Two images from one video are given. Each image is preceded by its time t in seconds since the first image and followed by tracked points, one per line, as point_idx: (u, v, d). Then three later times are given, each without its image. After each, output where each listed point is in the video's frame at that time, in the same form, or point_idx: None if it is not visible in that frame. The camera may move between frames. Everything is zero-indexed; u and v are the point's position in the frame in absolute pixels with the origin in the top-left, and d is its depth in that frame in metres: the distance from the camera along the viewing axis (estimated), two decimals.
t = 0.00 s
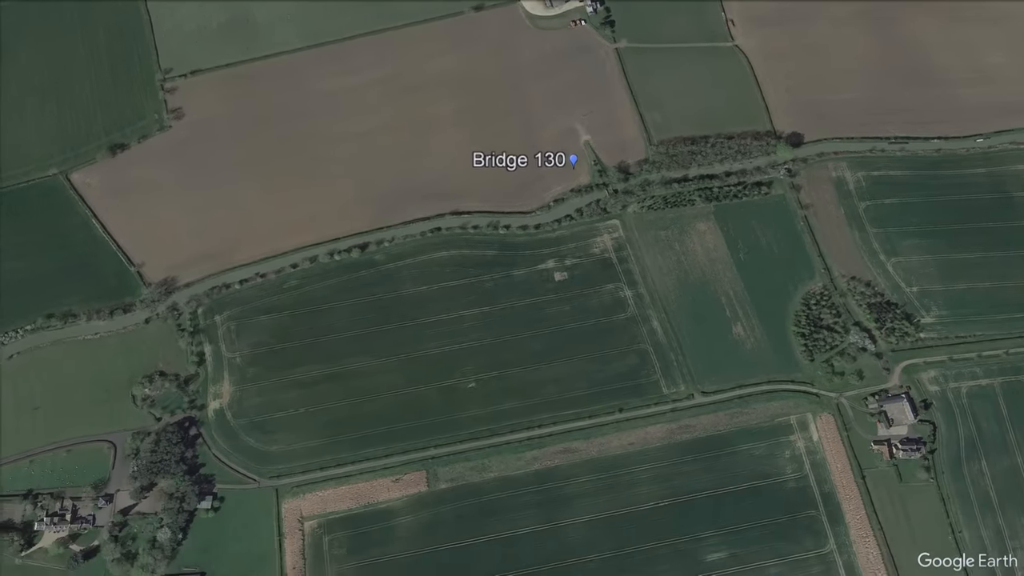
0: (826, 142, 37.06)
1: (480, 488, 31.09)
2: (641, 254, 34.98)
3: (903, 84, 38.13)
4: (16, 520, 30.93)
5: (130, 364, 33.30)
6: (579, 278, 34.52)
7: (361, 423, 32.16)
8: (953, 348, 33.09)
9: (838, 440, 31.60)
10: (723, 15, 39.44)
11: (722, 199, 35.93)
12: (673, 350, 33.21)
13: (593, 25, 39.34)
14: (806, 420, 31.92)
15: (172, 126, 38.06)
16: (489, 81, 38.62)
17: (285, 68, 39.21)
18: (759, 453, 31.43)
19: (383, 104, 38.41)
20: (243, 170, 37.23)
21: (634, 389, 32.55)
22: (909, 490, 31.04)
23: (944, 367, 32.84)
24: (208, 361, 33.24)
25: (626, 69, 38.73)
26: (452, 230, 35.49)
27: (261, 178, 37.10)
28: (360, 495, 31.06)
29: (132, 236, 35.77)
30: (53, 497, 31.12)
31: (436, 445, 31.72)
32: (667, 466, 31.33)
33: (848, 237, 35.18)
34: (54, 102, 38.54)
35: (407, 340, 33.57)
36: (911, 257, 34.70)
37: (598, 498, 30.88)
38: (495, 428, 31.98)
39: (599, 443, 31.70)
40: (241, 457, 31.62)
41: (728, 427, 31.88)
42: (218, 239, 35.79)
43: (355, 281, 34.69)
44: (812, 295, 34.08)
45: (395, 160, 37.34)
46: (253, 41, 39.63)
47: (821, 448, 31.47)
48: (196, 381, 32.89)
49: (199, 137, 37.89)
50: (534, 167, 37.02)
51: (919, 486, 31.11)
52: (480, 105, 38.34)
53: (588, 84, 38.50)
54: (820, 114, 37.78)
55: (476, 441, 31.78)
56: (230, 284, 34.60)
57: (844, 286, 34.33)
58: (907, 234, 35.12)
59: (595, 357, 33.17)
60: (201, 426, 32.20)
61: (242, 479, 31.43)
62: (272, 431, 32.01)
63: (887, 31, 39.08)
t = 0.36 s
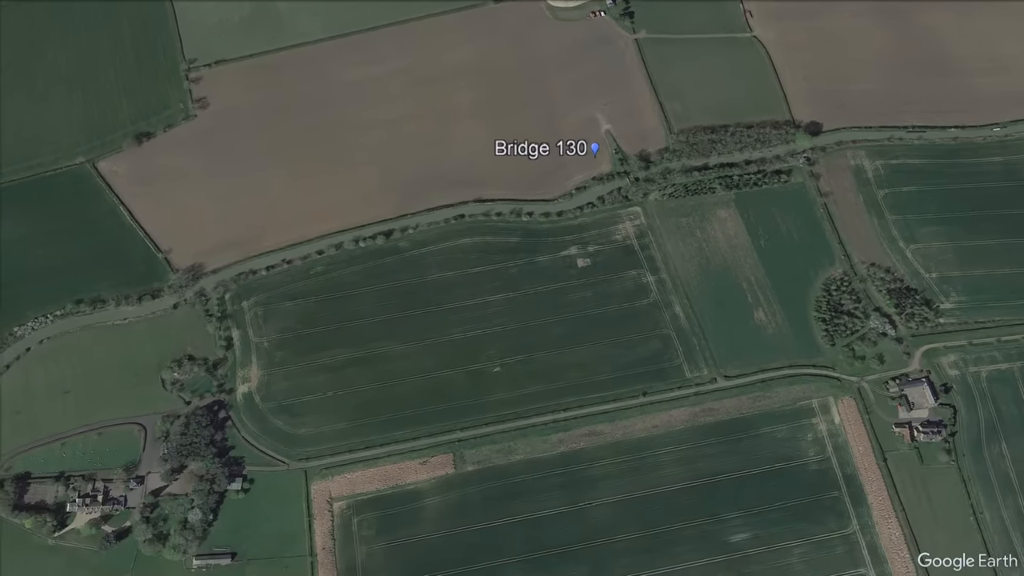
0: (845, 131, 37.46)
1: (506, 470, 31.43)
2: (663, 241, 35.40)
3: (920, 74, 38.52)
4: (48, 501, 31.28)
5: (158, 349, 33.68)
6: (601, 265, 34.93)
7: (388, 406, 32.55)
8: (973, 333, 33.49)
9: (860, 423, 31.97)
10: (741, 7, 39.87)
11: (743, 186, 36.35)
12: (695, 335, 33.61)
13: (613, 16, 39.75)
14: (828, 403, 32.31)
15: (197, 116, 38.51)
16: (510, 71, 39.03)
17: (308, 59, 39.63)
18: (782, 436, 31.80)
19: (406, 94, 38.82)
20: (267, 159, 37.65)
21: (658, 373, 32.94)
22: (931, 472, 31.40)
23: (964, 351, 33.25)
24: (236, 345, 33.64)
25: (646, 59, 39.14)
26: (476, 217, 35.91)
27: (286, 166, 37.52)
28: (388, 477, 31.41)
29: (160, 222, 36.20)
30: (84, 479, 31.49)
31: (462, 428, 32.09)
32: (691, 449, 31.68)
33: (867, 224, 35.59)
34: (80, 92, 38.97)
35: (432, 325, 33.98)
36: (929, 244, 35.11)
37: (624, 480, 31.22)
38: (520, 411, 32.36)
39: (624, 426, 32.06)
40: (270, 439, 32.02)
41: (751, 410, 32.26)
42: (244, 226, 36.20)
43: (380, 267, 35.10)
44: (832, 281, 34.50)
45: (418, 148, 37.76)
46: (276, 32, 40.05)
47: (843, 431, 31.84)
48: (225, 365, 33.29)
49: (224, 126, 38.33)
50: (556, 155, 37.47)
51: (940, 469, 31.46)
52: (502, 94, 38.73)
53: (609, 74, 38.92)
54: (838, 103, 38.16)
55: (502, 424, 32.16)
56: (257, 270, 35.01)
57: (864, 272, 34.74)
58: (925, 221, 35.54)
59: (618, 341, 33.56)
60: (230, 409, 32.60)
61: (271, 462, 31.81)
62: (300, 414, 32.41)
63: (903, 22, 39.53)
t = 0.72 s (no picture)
0: (865, 119, 37.79)
1: (534, 452, 31.73)
2: (686, 227, 35.74)
3: (939, 63, 38.87)
4: (81, 483, 31.62)
5: (187, 333, 33.99)
6: (626, 250, 35.26)
7: (416, 389, 32.87)
8: (995, 318, 33.80)
9: (884, 405, 32.30)
10: None
11: (765, 173, 36.73)
12: (720, 319, 33.94)
13: (634, 6, 40.12)
14: (852, 386, 32.64)
15: (223, 104, 38.84)
16: (533, 59, 39.38)
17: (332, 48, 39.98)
18: (807, 418, 32.14)
19: (429, 83, 39.16)
20: (293, 146, 37.99)
21: (683, 357, 33.26)
22: (954, 454, 31.72)
23: (986, 335, 33.57)
24: (264, 330, 33.97)
25: (667, 48, 39.47)
26: (501, 204, 36.28)
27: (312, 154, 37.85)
28: (417, 459, 31.71)
29: (188, 209, 36.54)
30: (116, 460, 31.80)
31: (490, 410, 32.40)
32: (717, 430, 32.01)
33: (888, 210, 35.93)
34: (106, 79, 39.33)
35: (459, 309, 34.31)
36: (950, 230, 35.46)
37: (650, 462, 31.55)
38: (547, 394, 32.68)
39: (650, 408, 32.38)
40: (300, 422, 32.34)
41: (776, 393, 32.55)
42: (271, 212, 36.52)
43: (407, 253, 35.46)
44: (854, 266, 34.85)
45: (443, 136, 38.07)
46: (300, 21, 40.40)
47: (867, 413, 32.17)
48: (254, 349, 33.63)
49: (249, 113, 38.66)
50: (579, 143, 37.84)
51: (963, 450, 31.78)
52: (525, 83, 39.04)
53: (631, 62, 39.26)
54: (858, 92, 38.47)
55: (529, 407, 32.48)
56: (284, 256, 35.35)
57: (886, 258, 35.09)
58: (946, 207, 35.88)
59: (644, 325, 33.92)
60: (260, 392, 32.93)
61: (301, 444, 32.11)
62: (330, 397, 32.73)
63: (922, 12, 39.96)
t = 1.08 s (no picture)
0: (887, 106, 37.99)
1: (563, 434, 31.94)
2: (711, 212, 35.99)
3: (960, 51, 39.10)
4: (113, 464, 31.82)
5: (217, 316, 34.25)
6: (651, 235, 35.49)
7: (444, 372, 33.10)
8: (1019, 302, 34.00)
9: (910, 387, 32.53)
10: None
11: (788, 159, 36.95)
12: (745, 303, 34.18)
13: None
14: (878, 369, 32.87)
15: (248, 91, 39.08)
16: (556, 47, 39.62)
17: (356, 36, 40.20)
18: (833, 401, 32.36)
19: (453, 70, 39.37)
20: (319, 133, 38.22)
21: (710, 340, 33.48)
22: (980, 435, 31.94)
23: (1010, 319, 33.78)
24: (293, 313, 34.24)
25: (689, 36, 39.68)
26: (526, 189, 36.54)
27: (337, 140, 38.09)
28: (447, 440, 31.96)
29: (215, 194, 36.80)
30: (148, 442, 32.03)
31: (519, 392, 32.63)
32: (744, 412, 32.23)
33: (912, 196, 36.15)
34: (132, 67, 39.59)
35: (486, 293, 34.53)
36: (973, 215, 35.69)
37: (679, 443, 31.73)
38: (575, 376, 32.89)
39: (678, 391, 32.57)
40: (330, 404, 32.59)
41: (803, 375, 32.78)
42: (298, 198, 36.77)
43: (434, 237, 35.70)
44: (879, 251, 35.06)
45: (467, 122, 38.30)
46: (325, 10, 40.65)
47: (893, 395, 32.39)
48: (283, 332, 33.88)
49: (275, 101, 38.90)
50: (603, 129, 38.07)
51: (989, 432, 32.02)
52: (548, 70, 39.24)
53: (653, 50, 39.46)
54: (880, 79, 38.65)
55: (558, 389, 32.69)
56: (312, 241, 35.58)
57: (910, 243, 35.31)
58: (969, 193, 36.11)
59: (670, 309, 34.12)
60: (289, 374, 33.17)
61: (331, 426, 32.36)
62: (359, 379, 32.98)
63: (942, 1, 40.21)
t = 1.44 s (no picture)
0: (911, 92, 38.12)
1: (593, 415, 32.06)
2: (737, 197, 36.15)
3: (983, 38, 39.25)
4: (145, 445, 31.93)
5: (247, 299, 34.43)
6: (678, 219, 35.65)
7: (473, 354, 33.23)
8: None
9: (938, 369, 32.65)
10: None
11: (813, 144, 37.10)
12: (772, 286, 34.30)
13: None
14: (906, 351, 32.99)
15: (274, 77, 39.21)
16: (580, 34, 39.76)
17: (381, 23, 40.32)
18: (862, 382, 32.49)
19: (478, 57, 39.48)
20: (344, 118, 38.35)
21: (737, 323, 33.62)
22: (1009, 417, 32.07)
23: None
24: (322, 297, 34.37)
25: (713, 23, 39.76)
26: (553, 174, 36.70)
27: (363, 126, 38.22)
28: (477, 422, 32.08)
29: (243, 179, 36.96)
30: (179, 423, 32.14)
31: (548, 374, 32.74)
32: (773, 394, 32.35)
33: (937, 181, 36.29)
34: (159, 54, 39.81)
35: (514, 277, 34.65)
36: (998, 200, 35.84)
37: (708, 424, 31.84)
38: (604, 359, 33.03)
39: (707, 372, 32.71)
40: (360, 386, 32.71)
41: (831, 357, 32.93)
42: (325, 183, 36.92)
43: (461, 222, 35.87)
44: (905, 235, 35.21)
45: (493, 108, 38.41)
46: None
47: (921, 377, 32.53)
48: (312, 316, 34.01)
49: (301, 87, 39.03)
50: (628, 115, 38.21)
51: (1017, 414, 32.16)
52: (573, 57, 39.37)
53: (677, 36, 39.56)
54: (903, 66, 38.77)
55: (587, 371, 32.83)
56: (340, 225, 35.70)
57: (935, 227, 35.45)
58: (993, 178, 36.27)
59: (697, 292, 34.23)
60: (319, 357, 33.30)
61: (362, 407, 32.48)
62: (389, 362, 33.11)
63: None
